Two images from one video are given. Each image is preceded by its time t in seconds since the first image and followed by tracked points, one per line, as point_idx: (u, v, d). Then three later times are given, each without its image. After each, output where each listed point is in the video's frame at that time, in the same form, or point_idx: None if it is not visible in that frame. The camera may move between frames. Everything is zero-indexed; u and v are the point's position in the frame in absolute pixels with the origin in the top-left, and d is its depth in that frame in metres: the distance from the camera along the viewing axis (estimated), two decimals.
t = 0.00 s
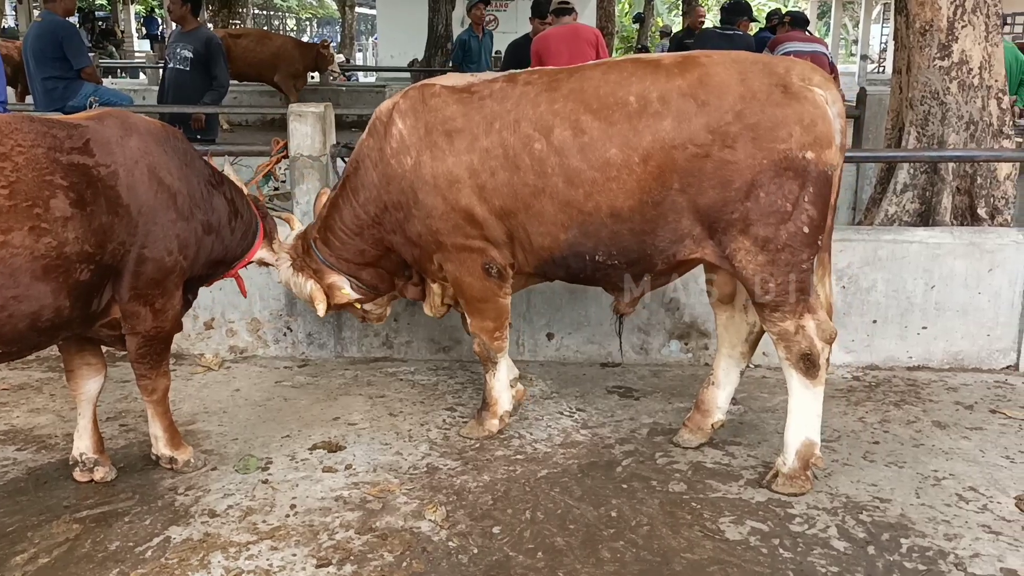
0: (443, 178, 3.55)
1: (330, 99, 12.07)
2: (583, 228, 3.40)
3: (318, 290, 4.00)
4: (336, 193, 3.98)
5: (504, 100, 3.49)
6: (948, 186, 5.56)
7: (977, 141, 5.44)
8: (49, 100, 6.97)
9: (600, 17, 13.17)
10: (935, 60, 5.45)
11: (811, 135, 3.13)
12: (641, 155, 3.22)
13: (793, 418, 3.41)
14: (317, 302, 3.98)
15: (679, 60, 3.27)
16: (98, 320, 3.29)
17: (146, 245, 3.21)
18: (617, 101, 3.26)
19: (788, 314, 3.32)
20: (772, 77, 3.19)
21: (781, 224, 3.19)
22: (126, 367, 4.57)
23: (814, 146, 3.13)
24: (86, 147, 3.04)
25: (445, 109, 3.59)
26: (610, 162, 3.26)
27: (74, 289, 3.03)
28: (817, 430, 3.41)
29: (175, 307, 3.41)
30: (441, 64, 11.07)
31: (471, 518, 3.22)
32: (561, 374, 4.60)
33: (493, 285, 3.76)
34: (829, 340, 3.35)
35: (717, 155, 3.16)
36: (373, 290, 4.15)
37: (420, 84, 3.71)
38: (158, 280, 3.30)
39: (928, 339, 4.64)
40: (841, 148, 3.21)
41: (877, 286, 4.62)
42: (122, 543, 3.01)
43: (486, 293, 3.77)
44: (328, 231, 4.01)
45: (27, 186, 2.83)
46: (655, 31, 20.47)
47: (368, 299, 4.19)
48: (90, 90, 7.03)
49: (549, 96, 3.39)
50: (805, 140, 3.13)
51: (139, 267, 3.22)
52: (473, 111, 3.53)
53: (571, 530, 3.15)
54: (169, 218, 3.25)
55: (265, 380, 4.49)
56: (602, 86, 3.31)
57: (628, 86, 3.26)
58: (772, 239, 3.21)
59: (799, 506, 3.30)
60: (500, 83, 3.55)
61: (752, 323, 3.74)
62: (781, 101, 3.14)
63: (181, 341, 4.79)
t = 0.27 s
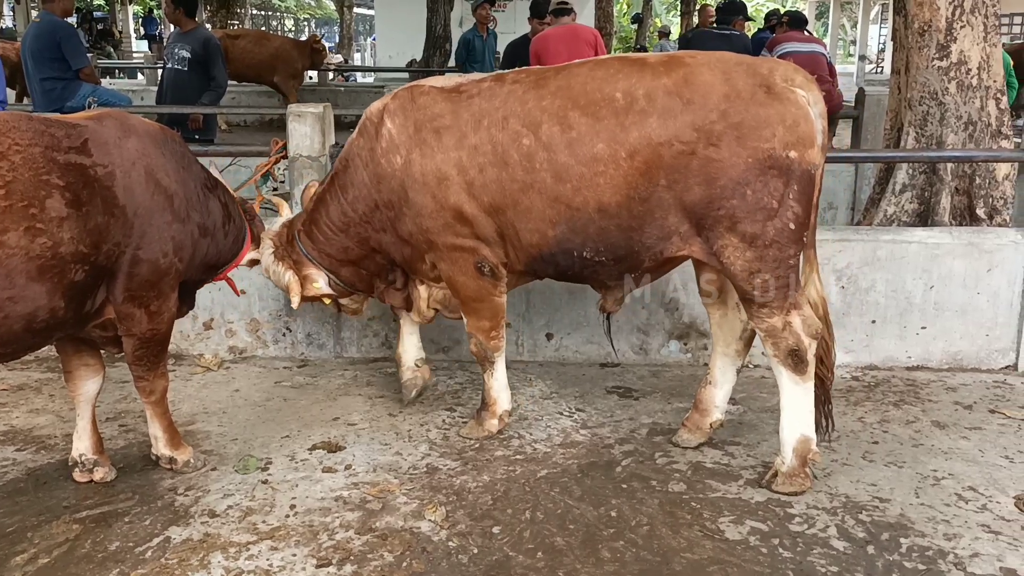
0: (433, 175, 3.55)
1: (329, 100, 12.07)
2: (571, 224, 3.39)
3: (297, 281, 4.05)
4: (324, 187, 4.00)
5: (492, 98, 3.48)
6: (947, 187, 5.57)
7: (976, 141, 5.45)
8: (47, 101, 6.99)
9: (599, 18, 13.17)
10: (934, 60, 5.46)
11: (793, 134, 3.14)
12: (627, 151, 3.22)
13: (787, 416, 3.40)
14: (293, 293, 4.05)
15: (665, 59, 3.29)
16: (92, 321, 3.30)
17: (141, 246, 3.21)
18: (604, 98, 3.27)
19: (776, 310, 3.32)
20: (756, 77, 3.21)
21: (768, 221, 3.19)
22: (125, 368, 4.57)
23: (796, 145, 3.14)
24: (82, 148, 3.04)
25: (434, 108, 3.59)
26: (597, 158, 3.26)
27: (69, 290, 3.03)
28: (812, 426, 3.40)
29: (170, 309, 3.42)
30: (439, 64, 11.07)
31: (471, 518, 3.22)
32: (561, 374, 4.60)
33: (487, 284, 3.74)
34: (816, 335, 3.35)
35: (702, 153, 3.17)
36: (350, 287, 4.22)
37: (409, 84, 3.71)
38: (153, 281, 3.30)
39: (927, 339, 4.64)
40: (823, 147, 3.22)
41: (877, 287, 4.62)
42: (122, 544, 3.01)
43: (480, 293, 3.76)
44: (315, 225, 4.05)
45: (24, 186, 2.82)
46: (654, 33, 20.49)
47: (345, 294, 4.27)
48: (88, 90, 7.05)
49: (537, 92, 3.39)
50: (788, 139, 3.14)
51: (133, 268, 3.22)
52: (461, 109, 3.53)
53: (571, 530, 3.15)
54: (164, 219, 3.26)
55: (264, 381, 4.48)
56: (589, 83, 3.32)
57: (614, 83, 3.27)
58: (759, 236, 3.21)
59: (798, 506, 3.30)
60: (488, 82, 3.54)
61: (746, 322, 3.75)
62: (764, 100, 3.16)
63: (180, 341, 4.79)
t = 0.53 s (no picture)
0: (422, 174, 3.53)
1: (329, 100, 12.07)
2: (555, 223, 3.41)
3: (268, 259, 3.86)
4: (307, 175, 3.92)
5: (479, 99, 3.49)
6: (947, 187, 5.58)
7: (976, 142, 5.47)
8: (49, 101, 7.04)
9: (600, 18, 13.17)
10: (934, 62, 5.47)
11: (771, 137, 3.18)
12: (607, 152, 3.25)
13: (734, 397, 3.50)
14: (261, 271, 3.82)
15: (648, 62, 3.32)
16: (92, 321, 3.31)
17: (139, 245, 3.24)
18: (587, 100, 3.29)
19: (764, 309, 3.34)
20: (736, 79, 3.23)
21: (734, 224, 3.26)
22: (127, 368, 4.58)
23: (774, 147, 3.19)
24: (81, 147, 3.07)
25: (423, 107, 3.58)
26: (579, 159, 3.28)
27: (70, 289, 3.04)
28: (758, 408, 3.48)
29: (170, 307, 3.46)
30: (440, 64, 11.08)
31: (473, 518, 3.23)
32: (562, 375, 4.62)
33: (479, 283, 3.72)
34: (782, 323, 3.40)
35: (678, 154, 3.20)
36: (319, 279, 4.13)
37: (398, 84, 3.69)
38: (152, 279, 3.34)
39: (928, 340, 4.65)
40: (802, 148, 3.25)
41: (877, 287, 4.63)
42: (125, 544, 3.03)
43: (475, 292, 3.74)
44: (294, 212, 3.96)
45: (26, 186, 2.84)
46: (654, 33, 20.49)
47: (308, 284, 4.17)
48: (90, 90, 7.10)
49: (522, 94, 3.41)
50: (766, 141, 3.18)
51: (132, 266, 3.26)
52: (449, 109, 3.53)
53: (572, 530, 3.16)
54: (160, 218, 3.30)
55: (266, 381, 4.49)
56: (573, 85, 3.34)
57: (598, 85, 3.30)
58: (726, 238, 3.28)
59: (799, 506, 3.32)
60: (476, 84, 3.55)
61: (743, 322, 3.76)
62: (743, 102, 3.19)
63: (182, 342, 4.80)
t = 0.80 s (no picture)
0: (405, 176, 3.54)
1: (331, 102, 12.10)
2: (531, 222, 3.43)
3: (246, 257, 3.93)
4: (290, 176, 3.92)
5: (460, 100, 3.51)
6: (946, 190, 5.61)
7: (975, 144, 5.51)
8: (52, 104, 7.11)
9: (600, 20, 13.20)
10: (933, 64, 5.50)
11: (742, 137, 3.23)
12: (581, 152, 3.28)
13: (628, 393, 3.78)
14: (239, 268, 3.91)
15: (623, 64, 3.36)
16: (92, 320, 3.34)
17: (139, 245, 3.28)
18: (562, 101, 3.32)
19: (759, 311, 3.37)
20: (709, 80, 3.28)
21: (695, 226, 3.33)
22: (131, 369, 4.61)
23: (744, 149, 3.23)
24: (82, 150, 3.11)
25: (405, 110, 3.59)
26: (554, 159, 3.31)
27: (76, 289, 3.08)
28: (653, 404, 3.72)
29: (171, 306, 3.50)
30: (441, 66, 11.10)
31: (476, 518, 3.26)
32: (563, 376, 4.65)
33: (466, 283, 3.71)
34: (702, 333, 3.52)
35: (649, 154, 3.24)
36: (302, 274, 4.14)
37: (380, 88, 3.70)
38: (153, 278, 3.38)
39: (927, 341, 4.68)
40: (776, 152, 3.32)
41: (877, 289, 4.66)
42: (131, 544, 3.05)
43: (462, 291, 3.72)
44: (277, 212, 3.96)
45: (31, 188, 2.88)
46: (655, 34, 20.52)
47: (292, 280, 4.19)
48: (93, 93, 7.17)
49: (500, 95, 3.44)
50: (736, 142, 3.22)
51: (133, 265, 3.30)
52: (429, 109, 3.55)
53: (574, 530, 3.19)
54: (159, 219, 3.34)
55: (269, 383, 4.52)
56: (549, 86, 3.37)
57: (573, 86, 3.33)
58: (685, 239, 3.35)
59: (799, 507, 3.35)
60: (457, 85, 3.57)
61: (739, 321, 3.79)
62: (713, 104, 3.23)
63: (186, 343, 4.83)
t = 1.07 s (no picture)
0: (402, 190, 3.48)
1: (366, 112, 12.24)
2: (527, 232, 3.39)
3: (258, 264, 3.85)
4: (293, 181, 3.85)
5: (456, 114, 3.46)
6: (982, 199, 5.59)
7: (1012, 152, 5.48)
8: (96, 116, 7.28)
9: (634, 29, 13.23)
10: (969, 72, 5.47)
11: (734, 146, 3.16)
12: (573, 166, 3.24)
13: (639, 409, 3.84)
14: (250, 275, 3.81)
15: (614, 76, 3.31)
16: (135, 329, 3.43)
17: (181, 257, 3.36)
18: (554, 115, 3.28)
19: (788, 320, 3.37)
20: (699, 89, 3.22)
21: (691, 235, 3.26)
22: (172, 375, 4.71)
23: (735, 158, 3.16)
24: (125, 165, 3.19)
25: (402, 125, 3.53)
26: (546, 174, 3.27)
27: (120, 300, 3.17)
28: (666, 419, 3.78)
29: (209, 314, 3.55)
30: (475, 76, 11.19)
31: (508, 524, 3.30)
32: (595, 383, 4.68)
33: (462, 292, 3.62)
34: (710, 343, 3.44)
35: (641, 167, 3.19)
36: (314, 279, 4.10)
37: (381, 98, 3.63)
38: (192, 288, 3.44)
39: (963, 350, 4.65)
40: (771, 158, 3.25)
41: (911, 297, 4.63)
42: (172, 546, 3.13)
43: (457, 301, 3.62)
44: (282, 217, 3.91)
45: (77, 204, 2.97)
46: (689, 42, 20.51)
47: (307, 287, 4.16)
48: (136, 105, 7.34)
49: (495, 110, 3.39)
50: (727, 150, 3.15)
51: (173, 275, 3.37)
52: (426, 123, 3.49)
53: (605, 536, 3.22)
54: (200, 232, 3.42)
55: (305, 389, 4.59)
56: (542, 101, 3.32)
57: (566, 100, 3.28)
58: (682, 248, 3.28)
59: (831, 516, 3.35)
60: (454, 97, 3.52)
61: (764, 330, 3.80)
62: (705, 114, 3.17)
63: (224, 350, 4.93)
